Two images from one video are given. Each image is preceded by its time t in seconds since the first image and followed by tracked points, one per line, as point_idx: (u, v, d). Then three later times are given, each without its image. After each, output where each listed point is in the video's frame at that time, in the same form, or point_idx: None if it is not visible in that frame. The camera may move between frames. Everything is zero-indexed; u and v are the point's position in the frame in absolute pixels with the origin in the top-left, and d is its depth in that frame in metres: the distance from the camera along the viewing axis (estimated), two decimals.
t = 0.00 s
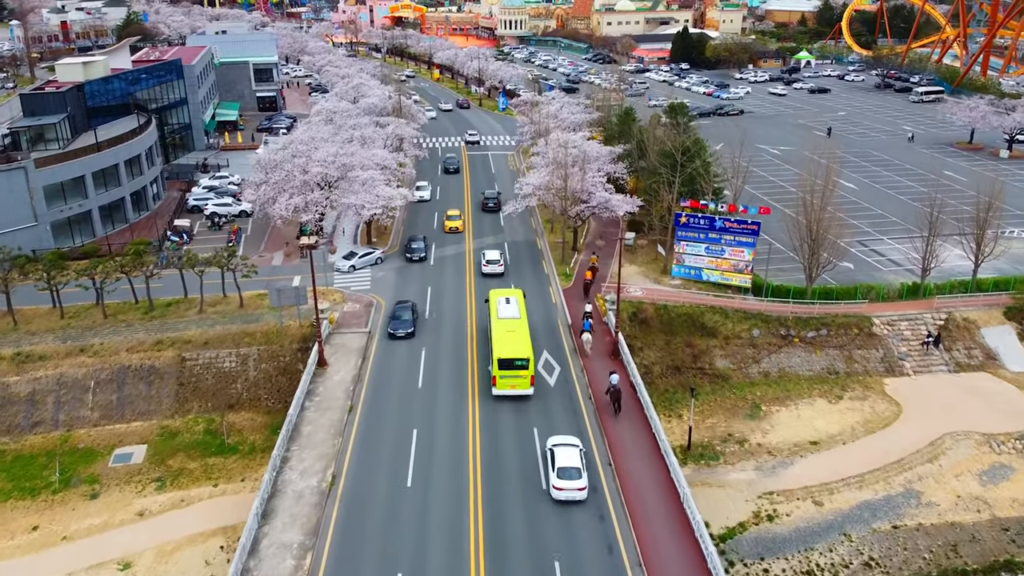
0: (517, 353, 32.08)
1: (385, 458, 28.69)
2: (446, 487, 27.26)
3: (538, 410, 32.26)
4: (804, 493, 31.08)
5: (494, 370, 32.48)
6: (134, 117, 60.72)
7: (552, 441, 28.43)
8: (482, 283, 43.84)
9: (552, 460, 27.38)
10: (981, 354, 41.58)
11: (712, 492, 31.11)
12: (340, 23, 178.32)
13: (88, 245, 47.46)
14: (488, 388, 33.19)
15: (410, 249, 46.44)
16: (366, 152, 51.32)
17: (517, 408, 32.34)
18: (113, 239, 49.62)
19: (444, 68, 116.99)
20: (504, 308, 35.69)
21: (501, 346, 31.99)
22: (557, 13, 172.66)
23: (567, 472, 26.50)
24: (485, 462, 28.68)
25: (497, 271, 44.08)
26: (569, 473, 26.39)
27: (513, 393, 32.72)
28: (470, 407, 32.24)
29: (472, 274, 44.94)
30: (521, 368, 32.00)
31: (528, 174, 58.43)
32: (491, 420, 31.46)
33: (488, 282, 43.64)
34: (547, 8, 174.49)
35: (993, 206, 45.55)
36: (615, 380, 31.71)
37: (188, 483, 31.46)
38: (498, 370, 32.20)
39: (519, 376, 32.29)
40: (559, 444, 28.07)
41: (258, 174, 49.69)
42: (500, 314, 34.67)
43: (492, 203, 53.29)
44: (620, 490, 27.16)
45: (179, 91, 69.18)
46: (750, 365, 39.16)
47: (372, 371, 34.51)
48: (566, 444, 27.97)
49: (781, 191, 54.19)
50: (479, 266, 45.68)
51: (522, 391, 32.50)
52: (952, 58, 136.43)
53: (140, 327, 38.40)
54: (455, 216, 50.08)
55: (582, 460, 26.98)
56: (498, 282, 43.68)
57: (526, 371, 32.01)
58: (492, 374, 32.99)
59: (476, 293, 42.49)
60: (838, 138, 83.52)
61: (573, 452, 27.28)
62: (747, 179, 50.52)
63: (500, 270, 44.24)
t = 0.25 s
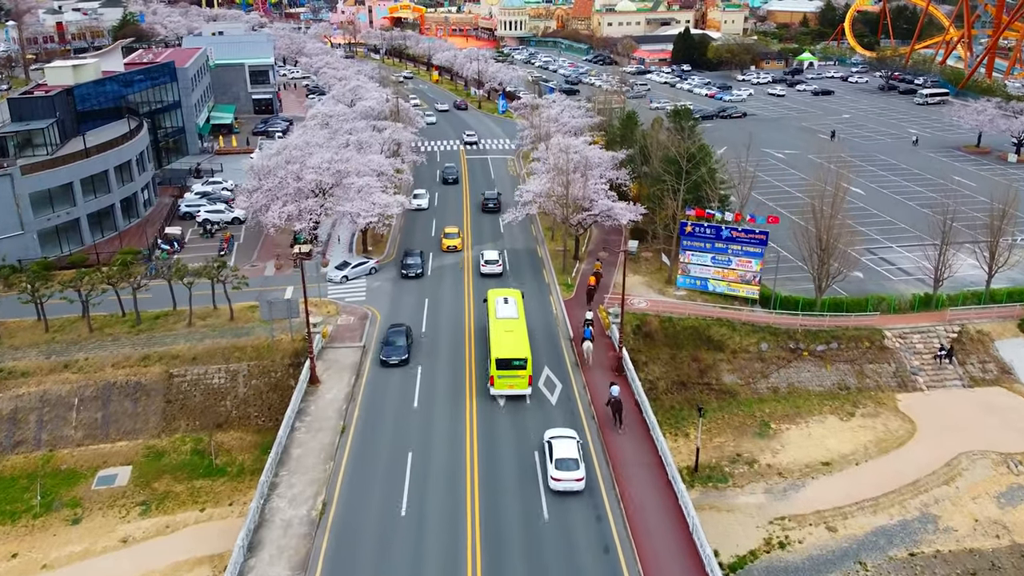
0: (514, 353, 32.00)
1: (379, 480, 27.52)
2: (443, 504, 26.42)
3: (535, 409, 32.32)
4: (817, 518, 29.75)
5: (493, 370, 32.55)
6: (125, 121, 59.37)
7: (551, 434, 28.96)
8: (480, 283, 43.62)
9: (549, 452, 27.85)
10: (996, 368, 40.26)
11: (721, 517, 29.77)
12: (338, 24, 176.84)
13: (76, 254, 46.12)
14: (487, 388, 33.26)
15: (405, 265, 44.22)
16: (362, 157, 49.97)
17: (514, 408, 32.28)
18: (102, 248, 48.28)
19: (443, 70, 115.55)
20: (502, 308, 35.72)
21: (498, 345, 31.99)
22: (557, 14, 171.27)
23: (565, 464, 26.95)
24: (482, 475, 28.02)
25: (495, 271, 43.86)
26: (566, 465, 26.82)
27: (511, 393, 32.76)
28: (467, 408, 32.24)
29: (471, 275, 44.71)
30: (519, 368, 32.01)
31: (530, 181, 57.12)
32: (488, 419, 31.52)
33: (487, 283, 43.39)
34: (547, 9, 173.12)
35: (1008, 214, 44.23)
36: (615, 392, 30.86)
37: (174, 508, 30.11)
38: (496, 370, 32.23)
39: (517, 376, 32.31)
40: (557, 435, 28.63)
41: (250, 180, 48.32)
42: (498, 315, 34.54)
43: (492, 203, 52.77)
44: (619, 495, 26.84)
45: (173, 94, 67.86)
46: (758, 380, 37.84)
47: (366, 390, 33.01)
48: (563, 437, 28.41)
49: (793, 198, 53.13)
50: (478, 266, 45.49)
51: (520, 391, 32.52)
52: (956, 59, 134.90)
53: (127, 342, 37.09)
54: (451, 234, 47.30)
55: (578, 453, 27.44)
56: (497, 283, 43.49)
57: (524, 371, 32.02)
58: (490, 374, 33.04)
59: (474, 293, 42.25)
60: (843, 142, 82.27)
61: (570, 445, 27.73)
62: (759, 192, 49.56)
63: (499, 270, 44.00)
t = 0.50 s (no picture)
0: (512, 353, 31.90)
1: (373, 501, 26.41)
2: (441, 522, 25.56)
3: (534, 409, 32.26)
4: (829, 542, 28.53)
5: (491, 370, 32.41)
6: (117, 125, 58.21)
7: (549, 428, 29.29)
8: (479, 284, 43.41)
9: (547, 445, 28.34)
10: (1011, 382, 39.05)
11: (729, 540, 28.53)
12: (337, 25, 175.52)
13: (64, 263, 44.95)
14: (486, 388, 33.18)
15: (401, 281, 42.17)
16: (359, 163, 48.73)
17: (512, 408, 32.22)
18: (92, 256, 47.11)
19: (442, 71, 114.28)
20: (501, 309, 35.44)
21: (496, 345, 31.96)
22: (558, 14, 169.92)
23: (562, 456, 27.43)
24: (481, 487, 27.38)
25: (494, 272, 43.66)
26: (564, 457, 27.32)
27: (510, 394, 32.64)
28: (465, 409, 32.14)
29: (470, 275, 44.45)
30: (517, 368, 31.92)
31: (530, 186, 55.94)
32: (485, 418, 31.52)
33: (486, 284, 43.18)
34: (547, 10, 171.82)
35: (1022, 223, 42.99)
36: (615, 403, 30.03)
37: (160, 531, 28.88)
38: (494, 370, 32.16)
39: (515, 376, 32.20)
40: (555, 429, 28.99)
41: (243, 187, 47.12)
42: (497, 315, 34.40)
43: (492, 204, 52.46)
44: (619, 504, 26.52)
45: (167, 97, 66.69)
46: (766, 395, 36.67)
47: (360, 409, 31.72)
48: (561, 430, 28.86)
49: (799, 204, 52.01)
50: (477, 266, 45.22)
51: (519, 391, 32.40)
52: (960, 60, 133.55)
53: (114, 356, 35.94)
54: (450, 254, 44.84)
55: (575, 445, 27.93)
56: (495, 283, 43.27)
57: (523, 371, 31.93)
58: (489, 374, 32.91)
59: (473, 293, 42.11)
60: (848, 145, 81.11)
61: (567, 438, 28.23)
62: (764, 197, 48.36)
63: (498, 271, 43.74)
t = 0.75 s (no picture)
0: (511, 353, 31.84)
1: (365, 530, 25.12)
2: (437, 548, 24.41)
3: (532, 409, 32.15)
4: (846, 572, 27.12)
5: (488, 371, 32.21)
6: (108, 129, 56.83)
7: (546, 421, 29.75)
8: (477, 284, 43.10)
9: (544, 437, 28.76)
10: None
11: (740, 570, 27.10)
12: (336, 25, 173.93)
13: (51, 273, 43.60)
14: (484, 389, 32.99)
15: (396, 301, 39.79)
16: (355, 170, 47.32)
17: (510, 408, 32.10)
18: (80, 265, 45.77)
19: (441, 73, 112.88)
20: (499, 309, 35.53)
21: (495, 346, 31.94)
22: (558, 15, 168.44)
23: (559, 449, 27.86)
24: (478, 508, 26.29)
25: (493, 273, 43.32)
26: (560, 450, 27.76)
27: (508, 395, 32.51)
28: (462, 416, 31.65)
29: (468, 276, 44.11)
30: (515, 368, 31.80)
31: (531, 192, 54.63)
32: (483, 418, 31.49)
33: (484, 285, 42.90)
34: (547, 10, 170.31)
35: None
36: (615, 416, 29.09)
37: (143, 560, 27.42)
38: (492, 371, 31.99)
39: (513, 377, 32.07)
40: (552, 422, 29.42)
41: (235, 194, 45.74)
42: (495, 315, 34.34)
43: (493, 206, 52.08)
44: (619, 516, 25.87)
45: (160, 101, 65.29)
46: (776, 413, 35.35)
47: (353, 431, 30.35)
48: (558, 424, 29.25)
49: (805, 212, 50.89)
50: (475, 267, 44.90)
51: (516, 391, 32.29)
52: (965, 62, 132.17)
53: (98, 372, 34.59)
54: (447, 277, 41.84)
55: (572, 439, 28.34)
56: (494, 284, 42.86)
57: (520, 372, 31.81)
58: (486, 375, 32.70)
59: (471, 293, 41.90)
60: (853, 148, 79.84)
61: (564, 430, 28.62)
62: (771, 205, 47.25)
63: (496, 272, 43.39)
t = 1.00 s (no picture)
0: (509, 353, 31.69)
1: (359, 553, 24.09)
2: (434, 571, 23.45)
3: (530, 410, 31.98)
4: None
5: (487, 371, 32.05)
6: (100, 134, 55.66)
7: (544, 414, 30.12)
8: (475, 284, 42.79)
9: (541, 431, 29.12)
10: None
11: None
12: (334, 26, 172.58)
13: (38, 283, 42.43)
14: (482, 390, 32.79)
15: (391, 321, 37.67)
16: (351, 176, 46.06)
17: (508, 408, 31.93)
18: (69, 274, 44.59)
19: (441, 75, 111.65)
20: (498, 309, 35.57)
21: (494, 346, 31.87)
22: (559, 15, 167.16)
23: (556, 442, 28.27)
24: (476, 524, 25.53)
25: (492, 273, 43.01)
26: (558, 443, 28.17)
27: (506, 395, 32.35)
28: (460, 424, 31.01)
29: (467, 276, 43.83)
30: (514, 368, 31.62)
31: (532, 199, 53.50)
32: (481, 417, 31.42)
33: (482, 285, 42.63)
34: (547, 11, 169.11)
35: None
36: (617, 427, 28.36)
37: None
38: (491, 371, 31.80)
39: (512, 377, 31.88)
40: (549, 416, 29.83)
41: (228, 202, 44.55)
42: (494, 315, 34.41)
43: (493, 207, 52.09)
44: (620, 531, 25.25)
45: (154, 104, 64.11)
46: (785, 430, 34.19)
47: (346, 450, 29.13)
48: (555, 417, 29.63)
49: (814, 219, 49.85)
50: (473, 267, 44.65)
51: (515, 391, 32.13)
52: (969, 63, 131.06)
53: (84, 389, 33.43)
54: (444, 302, 38.93)
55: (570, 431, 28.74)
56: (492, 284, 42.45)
57: (519, 373, 31.63)
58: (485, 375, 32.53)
59: (469, 293, 41.80)
60: (858, 152, 78.67)
61: (561, 424, 29.03)
62: (780, 212, 46.09)
63: (495, 272, 43.09)
